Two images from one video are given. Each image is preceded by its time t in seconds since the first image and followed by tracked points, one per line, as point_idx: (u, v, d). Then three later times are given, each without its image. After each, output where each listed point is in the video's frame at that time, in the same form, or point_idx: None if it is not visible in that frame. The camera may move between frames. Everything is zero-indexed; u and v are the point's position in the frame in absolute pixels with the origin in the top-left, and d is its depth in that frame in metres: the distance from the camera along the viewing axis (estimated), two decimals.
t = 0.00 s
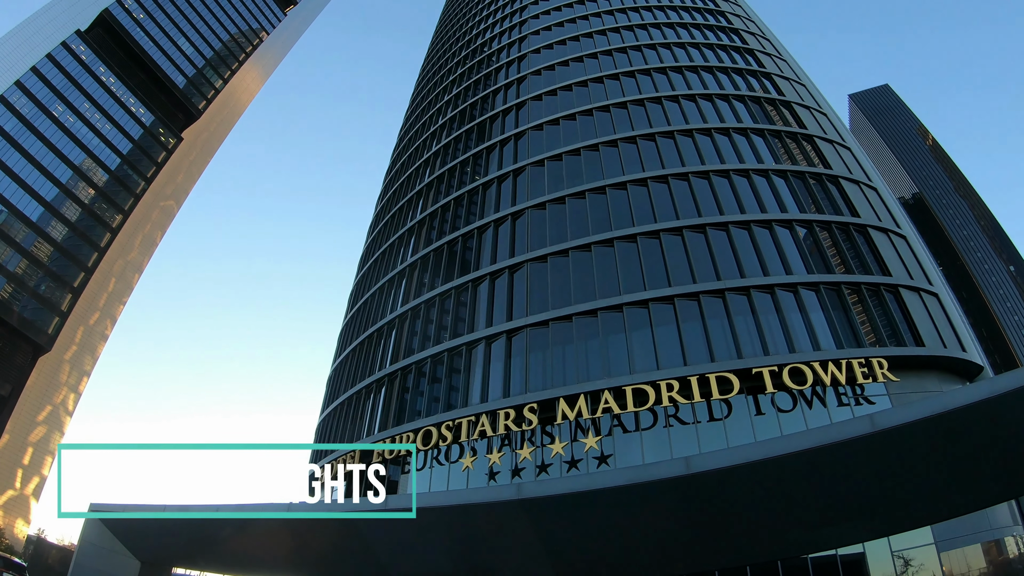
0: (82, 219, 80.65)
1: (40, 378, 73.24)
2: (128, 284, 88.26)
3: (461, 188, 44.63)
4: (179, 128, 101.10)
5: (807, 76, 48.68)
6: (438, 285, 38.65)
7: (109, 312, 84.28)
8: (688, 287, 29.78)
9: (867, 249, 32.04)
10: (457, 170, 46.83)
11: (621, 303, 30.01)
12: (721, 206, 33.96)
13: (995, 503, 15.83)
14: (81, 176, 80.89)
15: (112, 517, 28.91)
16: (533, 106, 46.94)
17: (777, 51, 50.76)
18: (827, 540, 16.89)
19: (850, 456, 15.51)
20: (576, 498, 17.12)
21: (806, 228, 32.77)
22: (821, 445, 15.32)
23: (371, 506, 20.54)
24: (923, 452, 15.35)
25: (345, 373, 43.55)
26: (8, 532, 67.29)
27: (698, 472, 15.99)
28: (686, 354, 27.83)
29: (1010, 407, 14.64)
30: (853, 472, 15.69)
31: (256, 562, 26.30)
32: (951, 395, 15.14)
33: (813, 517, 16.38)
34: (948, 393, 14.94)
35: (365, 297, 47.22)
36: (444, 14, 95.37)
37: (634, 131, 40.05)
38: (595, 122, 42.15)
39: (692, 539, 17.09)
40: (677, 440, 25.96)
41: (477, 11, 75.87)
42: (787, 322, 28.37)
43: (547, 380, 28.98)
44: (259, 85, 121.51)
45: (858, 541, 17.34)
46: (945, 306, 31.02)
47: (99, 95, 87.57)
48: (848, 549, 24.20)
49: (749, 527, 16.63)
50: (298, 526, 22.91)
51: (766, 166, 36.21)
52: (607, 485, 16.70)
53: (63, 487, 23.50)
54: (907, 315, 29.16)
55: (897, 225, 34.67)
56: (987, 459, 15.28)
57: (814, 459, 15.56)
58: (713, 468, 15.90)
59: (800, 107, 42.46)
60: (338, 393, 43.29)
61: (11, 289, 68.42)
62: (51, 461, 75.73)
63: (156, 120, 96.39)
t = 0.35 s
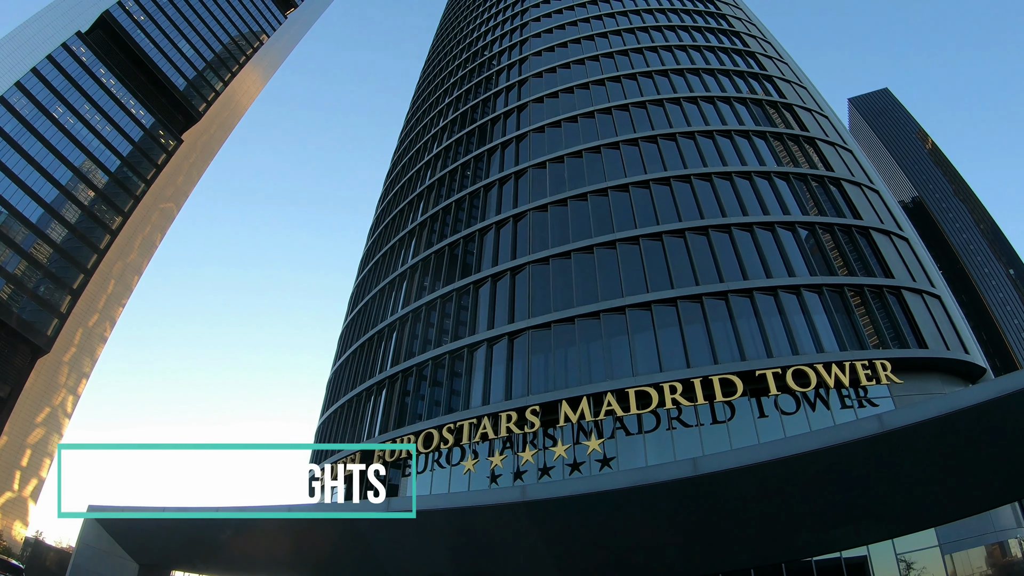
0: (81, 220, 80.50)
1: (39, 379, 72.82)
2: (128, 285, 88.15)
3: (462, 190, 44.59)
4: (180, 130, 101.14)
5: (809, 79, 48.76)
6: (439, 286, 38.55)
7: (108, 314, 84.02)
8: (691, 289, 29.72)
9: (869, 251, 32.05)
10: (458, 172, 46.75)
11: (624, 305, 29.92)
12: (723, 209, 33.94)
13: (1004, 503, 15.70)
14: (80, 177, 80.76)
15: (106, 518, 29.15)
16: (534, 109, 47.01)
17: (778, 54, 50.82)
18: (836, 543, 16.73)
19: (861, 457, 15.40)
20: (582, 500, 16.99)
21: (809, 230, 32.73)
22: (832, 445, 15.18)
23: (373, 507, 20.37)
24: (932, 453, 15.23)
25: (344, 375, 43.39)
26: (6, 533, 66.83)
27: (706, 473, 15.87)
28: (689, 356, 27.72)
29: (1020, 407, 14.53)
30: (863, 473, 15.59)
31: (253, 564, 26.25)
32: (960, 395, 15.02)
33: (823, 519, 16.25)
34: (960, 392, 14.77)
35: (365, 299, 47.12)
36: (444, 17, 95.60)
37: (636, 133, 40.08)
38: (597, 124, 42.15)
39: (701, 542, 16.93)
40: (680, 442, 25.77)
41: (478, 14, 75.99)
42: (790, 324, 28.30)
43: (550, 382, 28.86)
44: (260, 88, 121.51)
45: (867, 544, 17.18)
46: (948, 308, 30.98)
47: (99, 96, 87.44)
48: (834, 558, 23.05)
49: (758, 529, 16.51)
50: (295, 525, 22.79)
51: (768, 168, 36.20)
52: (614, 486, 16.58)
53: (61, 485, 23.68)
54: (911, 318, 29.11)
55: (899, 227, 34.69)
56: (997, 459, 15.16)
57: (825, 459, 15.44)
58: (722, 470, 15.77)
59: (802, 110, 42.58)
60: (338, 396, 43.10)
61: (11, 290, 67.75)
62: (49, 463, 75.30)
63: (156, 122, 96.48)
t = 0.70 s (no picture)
0: (81, 222, 80.33)
1: (38, 380, 72.17)
2: (128, 287, 87.84)
3: (463, 192, 44.53)
4: (179, 133, 101.14)
5: (809, 81, 48.81)
6: (440, 287, 38.47)
7: (107, 316, 83.64)
8: (693, 290, 29.66)
9: (871, 252, 32.07)
10: (458, 173, 46.71)
11: (626, 306, 29.85)
12: (725, 210, 33.92)
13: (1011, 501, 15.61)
14: (80, 179, 80.59)
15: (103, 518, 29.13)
16: (534, 110, 47.06)
17: (780, 56, 50.86)
18: (841, 542, 16.66)
19: (868, 456, 15.29)
20: (585, 499, 16.91)
21: (811, 231, 32.72)
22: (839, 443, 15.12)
23: (376, 507, 20.19)
24: (939, 451, 15.14)
25: (344, 377, 43.25)
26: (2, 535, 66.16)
27: (712, 473, 15.77)
28: (691, 357, 27.63)
29: None
30: (870, 472, 15.52)
31: (253, 567, 26.15)
32: (969, 392, 14.91)
33: (828, 519, 16.18)
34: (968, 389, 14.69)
35: (365, 301, 47.07)
36: (444, 19, 95.79)
37: (637, 135, 40.10)
38: (598, 125, 42.16)
39: (705, 542, 16.86)
40: (683, 443, 25.61)
41: (478, 16, 76.13)
42: (793, 325, 28.23)
43: (551, 384, 28.74)
44: (259, 91, 121.55)
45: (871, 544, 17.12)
46: (950, 309, 30.99)
47: (99, 98, 87.24)
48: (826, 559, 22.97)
49: (763, 529, 16.43)
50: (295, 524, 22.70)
51: (769, 169, 36.24)
52: (618, 486, 16.52)
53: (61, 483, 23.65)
54: (913, 318, 29.08)
55: (901, 228, 34.70)
56: (1004, 457, 15.05)
57: (832, 458, 15.37)
58: (726, 469, 15.70)
59: (802, 112, 42.70)
60: (338, 398, 42.97)
61: (9, 292, 67.34)
62: (47, 465, 74.67)
63: (156, 124, 96.35)
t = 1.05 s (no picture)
0: (81, 224, 80.19)
1: (37, 382, 70.58)
2: (127, 288, 86.63)
3: (464, 193, 44.45)
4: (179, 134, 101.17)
5: (810, 82, 48.88)
6: (441, 288, 38.33)
7: (106, 317, 82.21)
8: (696, 290, 29.60)
9: (874, 252, 32.06)
10: (459, 175, 46.67)
11: (629, 306, 29.77)
12: (728, 210, 33.89)
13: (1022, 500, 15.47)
14: (79, 181, 80.55)
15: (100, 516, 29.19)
16: (535, 111, 47.07)
17: (780, 57, 50.93)
18: (849, 540, 16.52)
19: (878, 453, 15.14)
20: (591, 500, 16.73)
21: (813, 232, 32.71)
22: (849, 441, 14.97)
23: (378, 508, 19.93)
24: (949, 448, 15.02)
25: (345, 379, 43.06)
26: None
27: (720, 472, 15.59)
28: (695, 358, 27.52)
29: None
30: (880, 470, 15.38)
31: (252, 570, 25.94)
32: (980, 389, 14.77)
33: (837, 519, 16.07)
34: (980, 386, 14.54)
35: (365, 303, 46.97)
36: (444, 22, 95.98)
37: (638, 135, 40.11)
38: (600, 126, 42.16)
39: (712, 542, 16.73)
40: (687, 444, 25.42)
41: (478, 18, 76.21)
42: (797, 325, 28.16)
43: (553, 385, 28.60)
44: (259, 94, 121.63)
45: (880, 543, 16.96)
46: (953, 308, 30.95)
47: (99, 100, 87.17)
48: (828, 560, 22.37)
49: (770, 529, 16.31)
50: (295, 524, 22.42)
51: (772, 170, 36.22)
52: (623, 486, 16.31)
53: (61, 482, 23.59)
54: (917, 319, 29.02)
55: (903, 228, 34.71)
56: (1015, 455, 14.92)
57: (841, 457, 15.22)
58: (734, 468, 15.52)
59: (803, 112, 42.74)
60: (338, 400, 42.75)
61: (8, 293, 66.85)
62: (47, 468, 72.41)
63: (156, 126, 96.44)
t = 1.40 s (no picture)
0: (80, 224, 79.10)
1: (37, 383, 70.27)
2: (127, 290, 86.67)
3: (465, 193, 44.41)
4: (179, 136, 100.95)
5: (812, 82, 48.92)
6: (443, 289, 38.23)
7: (106, 319, 82.07)
8: (699, 291, 29.53)
9: (877, 251, 32.03)
10: (460, 175, 46.65)
11: (632, 307, 29.70)
12: (731, 210, 33.85)
13: None
14: (80, 182, 79.78)
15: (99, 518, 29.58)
16: (536, 112, 47.09)
17: (782, 57, 51.01)
18: (857, 540, 16.42)
19: (887, 452, 15.05)
20: (598, 502, 16.64)
21: (816, 232, 32.69)
22: (859, 441, 14.88)
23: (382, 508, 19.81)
24: (958, 447, 14.92)
25: (346, 380, 42.92)
26: None
27: (729, 472, 15.50)
28: (699, 358, 27.42)
29: None
30: (890, 470, 15.30)
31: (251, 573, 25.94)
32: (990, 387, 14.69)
33: (846, 520, 16.03)
34: (993, 382, 14.46)
35: (366, 304, 46.87)
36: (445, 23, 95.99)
37: (641, 135, 40.09)
38: (602, 126, 42.15)
39: (719, 543, 16.65)
40: (691, 445, 25.26)
41: (479, 19, 76.30)
42: (800, 325, 28.08)
43: (556, 386, 28.48)
44: (259, 96, 121.64)
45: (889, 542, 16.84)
46: (956, 309, 30.93)
47: (99, 101, 86.93)
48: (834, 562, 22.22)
49: (778, 530, 16.26)
50: (295, 525, 22.43)
51: (774, 170, 36.20)
52: (629, 487, 16.27)
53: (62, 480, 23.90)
54: (920, 319, 28.97)
55: (906, 228, 34.69)
56: None
57: (851, 457, 15.15)
58: (744, 468, 15.43)
59: (805, 112, 42.76)
60: (339, 401, 42.59)
61: (9, 295, 66.27)
62: (47, 469, 72.00)
63: (156, 127, 95.81)
